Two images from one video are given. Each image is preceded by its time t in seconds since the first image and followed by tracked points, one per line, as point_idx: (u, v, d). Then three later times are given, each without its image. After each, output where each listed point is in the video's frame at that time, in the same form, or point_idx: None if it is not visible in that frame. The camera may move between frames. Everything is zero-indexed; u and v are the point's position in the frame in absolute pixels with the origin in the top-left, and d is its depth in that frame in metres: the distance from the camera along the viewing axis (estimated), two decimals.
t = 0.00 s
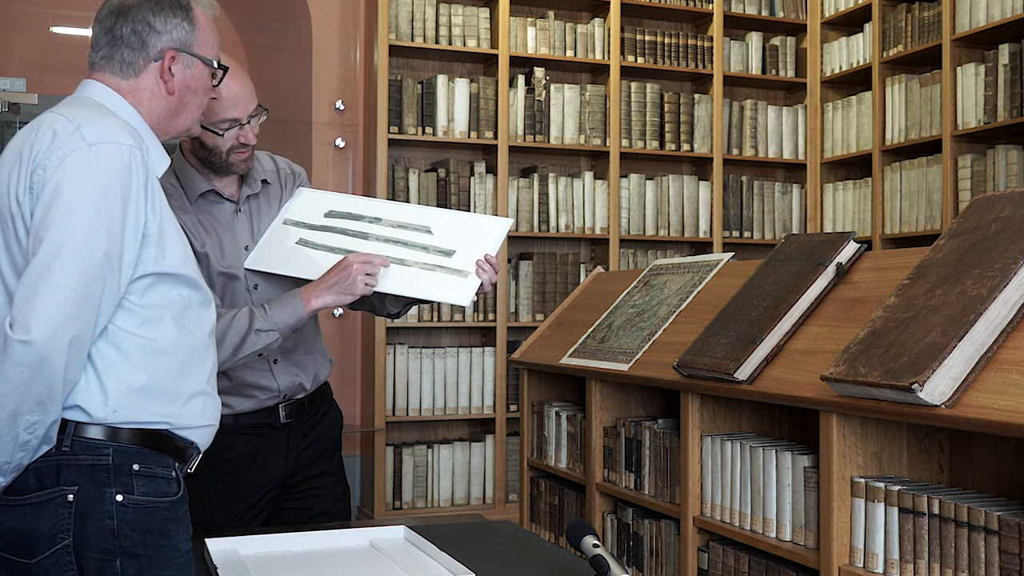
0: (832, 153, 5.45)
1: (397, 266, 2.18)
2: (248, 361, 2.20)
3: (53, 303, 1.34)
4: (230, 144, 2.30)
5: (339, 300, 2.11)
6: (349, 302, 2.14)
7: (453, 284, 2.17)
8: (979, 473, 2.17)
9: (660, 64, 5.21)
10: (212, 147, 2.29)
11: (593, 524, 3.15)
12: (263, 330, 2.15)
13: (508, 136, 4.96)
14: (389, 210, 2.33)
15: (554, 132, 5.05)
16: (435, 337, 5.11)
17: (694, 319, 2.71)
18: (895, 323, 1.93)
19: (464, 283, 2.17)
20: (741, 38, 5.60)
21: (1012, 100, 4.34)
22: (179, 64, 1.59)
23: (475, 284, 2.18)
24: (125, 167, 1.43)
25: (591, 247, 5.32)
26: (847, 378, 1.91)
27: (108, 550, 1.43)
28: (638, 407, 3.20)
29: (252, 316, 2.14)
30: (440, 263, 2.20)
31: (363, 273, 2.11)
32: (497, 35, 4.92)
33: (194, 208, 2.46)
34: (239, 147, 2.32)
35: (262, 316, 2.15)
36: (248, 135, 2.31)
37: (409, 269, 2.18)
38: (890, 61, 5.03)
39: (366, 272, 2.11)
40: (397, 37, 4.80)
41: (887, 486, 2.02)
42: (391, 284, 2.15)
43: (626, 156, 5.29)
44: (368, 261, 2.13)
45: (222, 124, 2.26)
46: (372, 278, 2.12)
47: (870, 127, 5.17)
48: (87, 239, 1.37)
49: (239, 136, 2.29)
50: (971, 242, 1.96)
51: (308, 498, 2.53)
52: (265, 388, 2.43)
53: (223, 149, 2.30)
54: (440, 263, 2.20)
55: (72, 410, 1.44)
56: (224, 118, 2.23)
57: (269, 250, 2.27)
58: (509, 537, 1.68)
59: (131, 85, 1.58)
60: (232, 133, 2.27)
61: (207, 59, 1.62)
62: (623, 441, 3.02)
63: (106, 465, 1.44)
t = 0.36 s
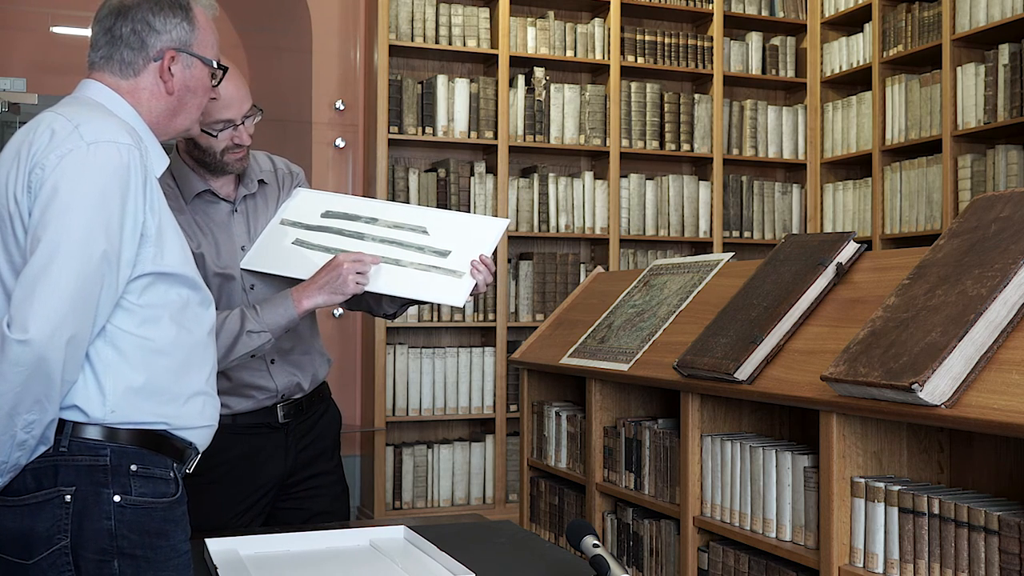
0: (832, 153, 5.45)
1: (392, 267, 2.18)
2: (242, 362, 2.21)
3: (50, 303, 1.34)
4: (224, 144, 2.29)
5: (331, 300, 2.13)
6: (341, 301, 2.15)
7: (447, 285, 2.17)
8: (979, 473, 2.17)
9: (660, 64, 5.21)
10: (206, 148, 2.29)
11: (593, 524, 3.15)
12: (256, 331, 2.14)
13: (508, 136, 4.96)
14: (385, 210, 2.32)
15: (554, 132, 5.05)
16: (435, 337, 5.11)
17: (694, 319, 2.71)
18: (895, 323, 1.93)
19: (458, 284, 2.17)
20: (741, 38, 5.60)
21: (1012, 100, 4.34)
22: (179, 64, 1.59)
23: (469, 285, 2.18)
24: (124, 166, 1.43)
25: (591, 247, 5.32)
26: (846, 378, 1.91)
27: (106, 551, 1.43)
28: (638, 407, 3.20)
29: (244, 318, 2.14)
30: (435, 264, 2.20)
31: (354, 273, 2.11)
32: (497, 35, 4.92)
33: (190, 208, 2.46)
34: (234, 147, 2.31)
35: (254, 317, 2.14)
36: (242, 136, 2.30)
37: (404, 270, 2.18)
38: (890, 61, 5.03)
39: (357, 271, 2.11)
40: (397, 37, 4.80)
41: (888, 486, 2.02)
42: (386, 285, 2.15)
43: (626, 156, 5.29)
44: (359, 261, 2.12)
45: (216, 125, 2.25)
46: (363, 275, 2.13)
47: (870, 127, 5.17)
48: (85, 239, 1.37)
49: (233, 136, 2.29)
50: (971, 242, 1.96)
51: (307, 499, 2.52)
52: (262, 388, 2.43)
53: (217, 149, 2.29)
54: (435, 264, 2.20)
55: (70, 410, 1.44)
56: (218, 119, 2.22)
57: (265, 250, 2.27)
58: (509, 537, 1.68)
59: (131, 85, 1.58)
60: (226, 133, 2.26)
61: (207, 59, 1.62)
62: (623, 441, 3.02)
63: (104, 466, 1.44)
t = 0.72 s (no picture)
0: (832, 153, 5.45)
1: (387, 266, 2.17)
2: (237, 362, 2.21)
3: (49, 302, 1.34)
4: (218, 144, 2.27)
5: (324, 301, 2.12)
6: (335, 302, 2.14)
7: (441, 285, 2.16)
8: (979, 473, 2.17)
9: (660, 64, 5.21)
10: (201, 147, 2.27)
11: (593, 524, 3.15)
12: (249, 331, 2.14)
13: (508, 136, 4.96)
14: (382, 210, 2.31)
15: (554, 132, 5.05)
16: (435, 337, 5.11)
17: (695, 319, 2.71)
18: (895, 323, 1.93)
19: (452, 283, 2.17)
20: (741, 38, 5.60)
21: (1012, 100, 4.34)
22: (186, 66, 1.59)
23: (464, 284, 2.17)
24: (126, 167, 1.43)
25: (591, 247, 5.32)
26: (846, 378, 1.91)
27: (101, 552, 1.43)
28: (638, 407, 3.20)
29: (237, 318, 2.14)
30: (430, 264, 2.20)
31: (347, 274, 2.10)
32: (497, 35, 4.92)
33: (187, 208, 2.46)
34: (230, 147, 2.30)
35: (247, 318, 2.15)
36: (236, 134, 2.27)
37: (399, 269, 2.17)
38: (890, 61, 5.03)
39: (351, 271, 2.11)
40: (397, 37, 4.80)
41: (888, 486, 2.02)
42: (381, 284, 2.13)
43: (626, 156, 5.29)
44: (354, 261, 2.12)
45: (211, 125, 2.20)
46: (358, 276, 2.12)
47: (870, 127, 5.18)
48: (86, 239, 1.37)
49: (228, 135, 2.26)
50: (971, 242, 1.96)
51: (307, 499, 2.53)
52: (261, 388, 2.43)
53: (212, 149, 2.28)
54: (430, 263, 2.20)
55: (65, 410, 1.44)
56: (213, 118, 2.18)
57: (262, 250, 2.27)
58: (508, 537, 1.68)
59: (136, 85, 1.58)
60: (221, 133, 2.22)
61: (213, 61, 1.63)
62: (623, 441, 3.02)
63: (99, 467, 1.44)
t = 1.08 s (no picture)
0: (832, 153, 5.45)
1: (382, 266, 2.16)
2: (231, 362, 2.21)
3: (59, 300, 1.33)
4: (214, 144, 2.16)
5: (319, 301, 2.12)
6: (329, 300, 2.15)
7: (435, 285, 2.16)
8: (979, 473, 2.17)
9: (660, 64, 5.21)
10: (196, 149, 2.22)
11: (593, 524, 3.15)
12: (243, 331, 2.14)
13: (508, 136, 4.96)
14: (379, 209, 2.30)
15: (554, 132, 5.05)
16: (435, 337, 5.11)
17: (695, 319, 2.71)
18: (895, 323, 1.93)
19: (445, 284, 2.17)
20: (741, 38, 5.60)
21: (1012, 100, 4.34)
22: (213, 72, 1.61)
23: (457, 284, 2.18)
24: (147, 171, 1.44)
25: (591, 247, 5.32)
26: (846, 378, 1.91)
27: (97, 554, 1.43)
28: (638, 407, 3.20)
29: (231, 317, 2.14)
30: (424, 263, 2.19)
31: (342, 273, 2.10)
32: (497, 35, 4.92)
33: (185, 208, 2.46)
34: (225, 147, 2.24)
35: (241, 317, 2.14)
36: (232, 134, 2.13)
37: (394, 269, 2.17)
38: (890, 61, 5.03)
39: (346, 271, 2.11)
40: (397, 37, 4.80)
41: (887, 486, 2.02)
42: (376, 284, 2.13)
43: (626, 156, 5.29)
44: (348, 261, 2.12)
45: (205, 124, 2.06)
46: (353, 275, 2.12)
47: (870, 127, 5.18)
48: (102, 240, 1.37)
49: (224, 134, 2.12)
50: (971, 242, 1.96)
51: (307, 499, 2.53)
52: (258, 388, 2.43)
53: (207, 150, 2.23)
54: (425, 263, 2.19)
55: (68, 409, 1.43)
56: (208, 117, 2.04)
57: (260, 251, 2.27)
58: (508, 537, 1.68)
59: (163, 90, 1.59)
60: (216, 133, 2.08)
61: (240, 68, 1.65)
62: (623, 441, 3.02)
63: (98, 468, 1.44)
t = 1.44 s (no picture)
0: (832, 153, 5.45)
1: (379, 266, 2.16)
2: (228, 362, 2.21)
3: (75, 300, 1.33)
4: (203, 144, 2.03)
5: (316, 301, 2.13)
6: (328, 301, 2.15)
7: (433, 284, 2.15)
8: (979, 473, 2.17)
9: (660, 64, 5.21)
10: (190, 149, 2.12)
11: (593, 524, 3.15)
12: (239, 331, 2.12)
13: (508, 136, 4.96)
14: (377, 209, 2.30)
15: (554, 132, 5.05)
16: (435, 337, 5.11)
17: (695, 319, 2.71)
18: (895, 323, 1.93)
19: (443, 283, 2.16)
20: (741, 38, 5.60)
21: (1012, 100, 4.34)
22: (239, 81, 1.62)
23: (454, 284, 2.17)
24: (170, 176, 1.44)
25: (591, 247, 5.32)
26: (846, 378, 1.91)
27: (96, 556, 1.42)
28: (638, 407, 3.20)
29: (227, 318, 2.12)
30: (421, 263, 2.19)
31: (340, 273, 2.11)
32: (497, 35, 4.92)
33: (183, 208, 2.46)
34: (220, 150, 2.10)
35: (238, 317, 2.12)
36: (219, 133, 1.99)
37: (391, 268, 2.16)
38: (890, 61, 5.03)
39: (343, 271, 2.11)
40: (397, 37, 4.80)
41: (888, 486, 2.02)
42: (373, 284, 2.13)
43: (626, 156, 5.29)
44: (346, 261, 2.13)
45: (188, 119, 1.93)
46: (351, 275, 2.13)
47: (870, 127, 5.17)
48: (123, 242, 1.37)
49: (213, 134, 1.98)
50: (970, 242, 1.96)
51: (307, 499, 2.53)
52: (256, 389, 2.43)
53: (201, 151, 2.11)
54: (422, 262, 2.19)
55: (76, 410, 1.42)
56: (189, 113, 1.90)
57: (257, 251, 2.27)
58: (508, 537, 1.68)
59: (189, 96, 1.59)
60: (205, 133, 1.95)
61: (264, 78, 1.67)
62: (623, 441, 3.02)
63: (100, 470, 1.43)
